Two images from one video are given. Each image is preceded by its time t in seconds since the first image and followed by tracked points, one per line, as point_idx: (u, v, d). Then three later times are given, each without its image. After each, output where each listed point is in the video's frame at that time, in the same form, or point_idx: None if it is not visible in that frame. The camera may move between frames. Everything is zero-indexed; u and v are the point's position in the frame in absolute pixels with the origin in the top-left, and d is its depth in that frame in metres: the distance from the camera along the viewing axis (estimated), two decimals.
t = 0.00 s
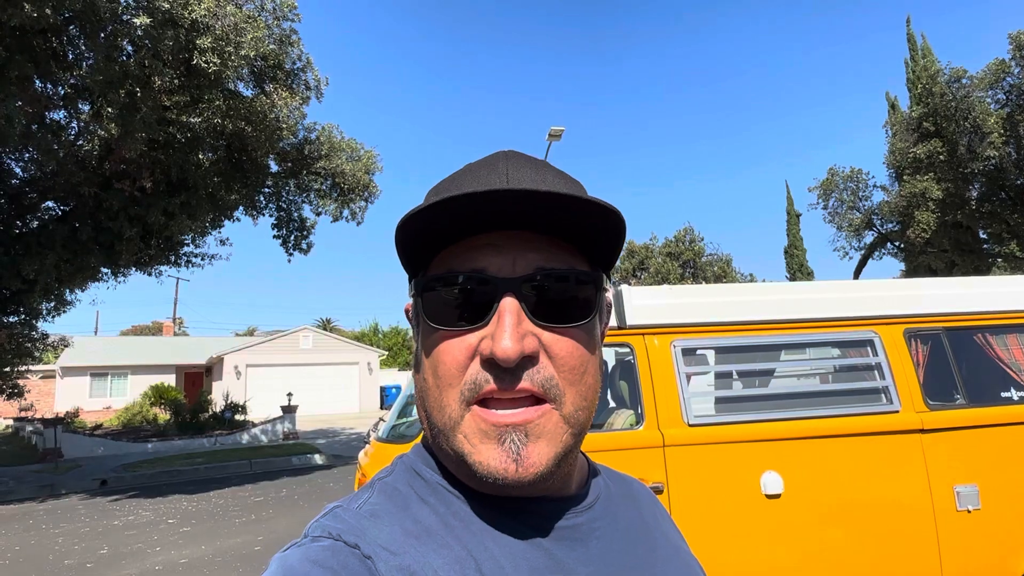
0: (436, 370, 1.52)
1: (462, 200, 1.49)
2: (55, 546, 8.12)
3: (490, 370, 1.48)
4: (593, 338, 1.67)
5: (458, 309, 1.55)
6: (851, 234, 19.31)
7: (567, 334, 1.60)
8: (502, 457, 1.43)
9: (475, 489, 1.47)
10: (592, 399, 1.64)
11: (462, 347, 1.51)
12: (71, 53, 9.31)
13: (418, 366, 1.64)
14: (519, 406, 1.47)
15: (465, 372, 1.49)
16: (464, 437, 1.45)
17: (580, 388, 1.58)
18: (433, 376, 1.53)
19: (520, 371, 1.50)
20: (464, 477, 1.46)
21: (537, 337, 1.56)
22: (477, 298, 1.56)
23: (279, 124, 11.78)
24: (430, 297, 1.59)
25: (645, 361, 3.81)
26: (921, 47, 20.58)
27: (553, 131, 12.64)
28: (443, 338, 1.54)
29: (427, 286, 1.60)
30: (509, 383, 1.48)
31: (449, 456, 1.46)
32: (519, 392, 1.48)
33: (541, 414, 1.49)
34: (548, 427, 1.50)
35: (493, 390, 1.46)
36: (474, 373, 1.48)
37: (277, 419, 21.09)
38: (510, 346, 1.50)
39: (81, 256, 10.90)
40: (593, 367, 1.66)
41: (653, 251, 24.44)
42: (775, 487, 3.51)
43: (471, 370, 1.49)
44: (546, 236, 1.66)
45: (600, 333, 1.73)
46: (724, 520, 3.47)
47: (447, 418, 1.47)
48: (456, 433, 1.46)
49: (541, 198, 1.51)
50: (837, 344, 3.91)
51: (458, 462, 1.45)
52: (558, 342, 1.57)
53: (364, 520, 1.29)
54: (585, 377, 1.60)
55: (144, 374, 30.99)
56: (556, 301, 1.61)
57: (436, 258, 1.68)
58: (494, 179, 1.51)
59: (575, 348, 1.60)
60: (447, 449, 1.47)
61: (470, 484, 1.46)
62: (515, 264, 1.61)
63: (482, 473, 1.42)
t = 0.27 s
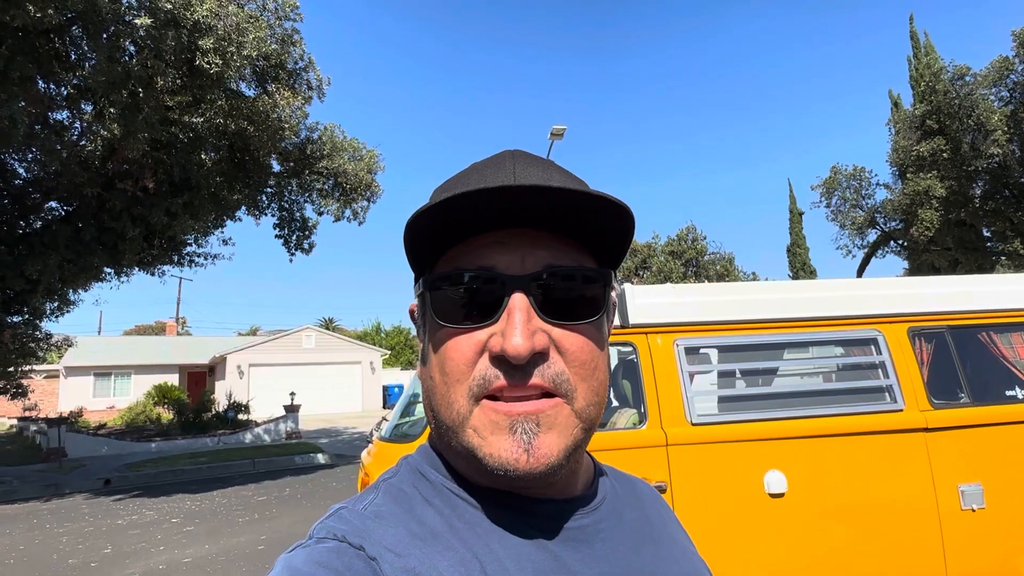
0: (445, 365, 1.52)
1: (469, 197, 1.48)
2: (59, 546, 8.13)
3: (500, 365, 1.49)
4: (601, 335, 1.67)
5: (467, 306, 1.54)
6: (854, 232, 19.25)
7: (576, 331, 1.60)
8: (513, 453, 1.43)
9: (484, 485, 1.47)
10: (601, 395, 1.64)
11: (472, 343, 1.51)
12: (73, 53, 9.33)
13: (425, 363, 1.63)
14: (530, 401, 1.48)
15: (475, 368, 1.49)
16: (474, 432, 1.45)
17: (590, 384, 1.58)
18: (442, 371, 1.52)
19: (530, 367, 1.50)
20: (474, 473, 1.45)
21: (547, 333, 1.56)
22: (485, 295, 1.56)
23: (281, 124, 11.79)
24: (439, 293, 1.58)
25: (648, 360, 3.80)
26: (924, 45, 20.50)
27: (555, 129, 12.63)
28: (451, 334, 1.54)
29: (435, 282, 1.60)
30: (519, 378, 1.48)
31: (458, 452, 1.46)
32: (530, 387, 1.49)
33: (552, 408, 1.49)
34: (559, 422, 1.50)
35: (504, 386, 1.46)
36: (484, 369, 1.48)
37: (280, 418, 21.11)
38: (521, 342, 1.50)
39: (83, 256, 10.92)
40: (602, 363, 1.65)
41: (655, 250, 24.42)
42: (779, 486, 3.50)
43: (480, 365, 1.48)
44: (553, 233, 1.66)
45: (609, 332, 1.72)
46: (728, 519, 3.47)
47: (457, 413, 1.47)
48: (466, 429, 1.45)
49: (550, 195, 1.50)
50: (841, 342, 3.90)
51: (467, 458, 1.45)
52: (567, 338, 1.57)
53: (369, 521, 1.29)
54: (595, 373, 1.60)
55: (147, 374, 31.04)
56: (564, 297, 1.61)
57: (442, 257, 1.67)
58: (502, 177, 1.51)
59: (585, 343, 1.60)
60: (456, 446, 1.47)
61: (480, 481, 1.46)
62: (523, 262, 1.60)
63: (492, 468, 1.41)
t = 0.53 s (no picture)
0: (450, 368, 1.52)
1: (474, 200, 1.48)
2: (68, 544, 8.20)
3: (505, 368, 1.48)
4: (606, 336, 1.67)
5: (472, 309, 1.54)
6: (861, 229, 19.16)
7: (581, 333, 1.59)
8: (518, 457, 1.43)
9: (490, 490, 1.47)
10: (606, 397, 1.63)
11: (478, 346, 1.51)
12: (80, 54, 9.37)
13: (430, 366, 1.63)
14: (535, 404, 1.47)
15: (481, 371, 1.49)
16: (479, 435, 1.45)
17: (594, 387, 1.57)
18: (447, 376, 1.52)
19: (536, 370, 1.50)
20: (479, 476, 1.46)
21: (552, 335, 1.55)
22: (488, 296, 1.56)
23: (286, 123, 11.83)
24: (444, 296, 1.59)
25: (654, 357, 3.80)
26: (931, 40, 20.38)
27: (559, 127, 12.61)
28: (456, 336, 1.54)
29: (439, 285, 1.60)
30: (524, 381, 1.48)
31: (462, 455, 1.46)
32: (534, 391, 1.48)
33: (557, 413, 1.49)
34: (563, 425, 1.50)
35: (508, 389, 1.46)
36: (488, 372, 1.48)
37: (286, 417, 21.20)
38: (526, 344, 1.50)
39: (91, 256, 10.97)
40: (606, 365, 1.65)
41: (660, 248, 24.37)
42: (786, 483, 3.49)
43: (484, 368, 1.49)
44: (557, 234, 1.66)
45: (612, 332, 1.72)
46: (734, 517, 3.46)
47: (461, 417, 1.47)
48: (472, 433, 1.46)
49: (555, 196, 1.50)
50: (848, 340, 3.88)
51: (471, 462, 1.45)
52: (572, 340, 1.57)
53: (375, 522, 1.31)
54: (599, 376, 1.60)
55: (154, 373, 31.20)
56: (568, 299, 1.61)
57: (446, 258, 1.67)
58: (506, 178, 1.51)
59: (589, 346, 1.59)
60: (461, 449, 1.47)
61: (484, 485, 1.46)
62: (528, 262, 1.60)
63: (497, 472, 1.42)
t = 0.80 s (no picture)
0: (447, 372, 1.54)
1: (475, 200, 1.50)
2: (86, 540, 8.31)
3: (503, 372, 1.50)
4: (605, 339, 1.68)
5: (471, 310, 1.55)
6: (872, 224, 19.01)
7: (580, 336, 1.61)
8: (516, 461, 1.44)
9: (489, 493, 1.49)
10: (606, 399, 1.65)
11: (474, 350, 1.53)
12: (93, 56, 9.45)
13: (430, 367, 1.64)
14: (533, 409, 1.49)
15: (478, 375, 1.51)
16: (477, 439, 1.46)
17: (594, 390, 1.59)
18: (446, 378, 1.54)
19: (535, 374, 1.51)
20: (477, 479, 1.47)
21: (551, 339, 1.57)
22: (486, 298, 1.57)
23: (296, 123, 11.92)
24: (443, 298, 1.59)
25: (668, 354, 3.80)
26: (943, 33, 20.18)
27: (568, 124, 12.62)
28: (455, 341, 1.55)
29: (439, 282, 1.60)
30: (523, 385, 1.49)
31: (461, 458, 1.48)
32: (533, 395, 1.50)
33: (555, 416, 1.51)
34: (563, 428, 1.51)
35: (507, 393, 1.48)
36: (487, 376, 1.50)
37: (298, 415, 21.36)
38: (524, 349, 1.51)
39: (105, 256, 11.08)
40: (606, 368, 1.66)
41: (670, 245, 24.30)
42: (802, 480, 3.48)
43: (482, 373, 1.50)
44: (559, 238, 1.67)
45: (612, 333, 1.73)
46: (748, 513, 3.47)
47: (459, 421, 1.49)
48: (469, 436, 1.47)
49: (553, 201, 1.51)
50: (863, 336, 3.87)
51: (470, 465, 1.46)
52: (571, 343, 1.59)
53: (376, 523, 1.32)
54: (599, 379, 1.62)
55: (167, 372, 31.48)
56: (568, 302, 1.62)
57: (444, 260, 1.68)
58: (504, 180, 1.52)
59: (588, 349, 1.61)
60: (459, 453, 1.49)
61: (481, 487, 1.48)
62: (527, 265, 1.62)
63: (496, 476, 1.43)
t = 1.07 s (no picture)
0: (487, 361, 1.50)
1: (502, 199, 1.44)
2: (108, 537, 8.46)
3: (553, 363, 1.51)
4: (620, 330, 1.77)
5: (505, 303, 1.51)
6: (887, 219, 18.82)
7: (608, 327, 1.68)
8: (562, 451, 1.47)
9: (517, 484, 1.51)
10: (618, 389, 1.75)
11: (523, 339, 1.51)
12: (109, 59, 9.55)
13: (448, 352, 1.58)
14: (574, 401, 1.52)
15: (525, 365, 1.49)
16: (522, 430, 1.47)
17: (619, 380, 1.67)
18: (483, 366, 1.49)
19: (582, 365, 1.55)
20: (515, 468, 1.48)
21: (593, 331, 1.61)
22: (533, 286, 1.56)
23: (309, 123, 12.04)
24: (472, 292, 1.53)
25: (685, 350, 3.81)
26: (957, 24, 19.94)
27: (578, 121, 12.63)
28: (497, 329, 1.52)
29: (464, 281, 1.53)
30: (571, 375, 1.52)
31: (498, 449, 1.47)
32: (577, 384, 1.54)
33: (594, 407, 1.56)
34: (597, 418, 1.57)
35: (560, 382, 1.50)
36: (534, 366, 1.50)
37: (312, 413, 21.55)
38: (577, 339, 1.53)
39: (122, 257, 11.23)
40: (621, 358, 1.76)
41: (681, 241, 24.20)
42: (820, 474, 3.49)
43: (528, 363, 1.50)
44: (570, 226, 1.65)
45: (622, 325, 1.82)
46: (767, 506, 3.47)
47: (500, 411, 1.47)
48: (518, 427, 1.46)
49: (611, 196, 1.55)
50: (881, 330, 3.85)
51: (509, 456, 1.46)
52: (605, 334, 1.65)
53: (367, 514, 1.33)
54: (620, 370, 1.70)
55: (183, 371, 31.82)
56: (600, 294, 1.68)
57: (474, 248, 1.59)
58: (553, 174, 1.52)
59: (614, 340, 1.69)
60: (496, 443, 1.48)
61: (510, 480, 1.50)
62: (571, 258, 1.63)
63: (541, 467, 1.45)
